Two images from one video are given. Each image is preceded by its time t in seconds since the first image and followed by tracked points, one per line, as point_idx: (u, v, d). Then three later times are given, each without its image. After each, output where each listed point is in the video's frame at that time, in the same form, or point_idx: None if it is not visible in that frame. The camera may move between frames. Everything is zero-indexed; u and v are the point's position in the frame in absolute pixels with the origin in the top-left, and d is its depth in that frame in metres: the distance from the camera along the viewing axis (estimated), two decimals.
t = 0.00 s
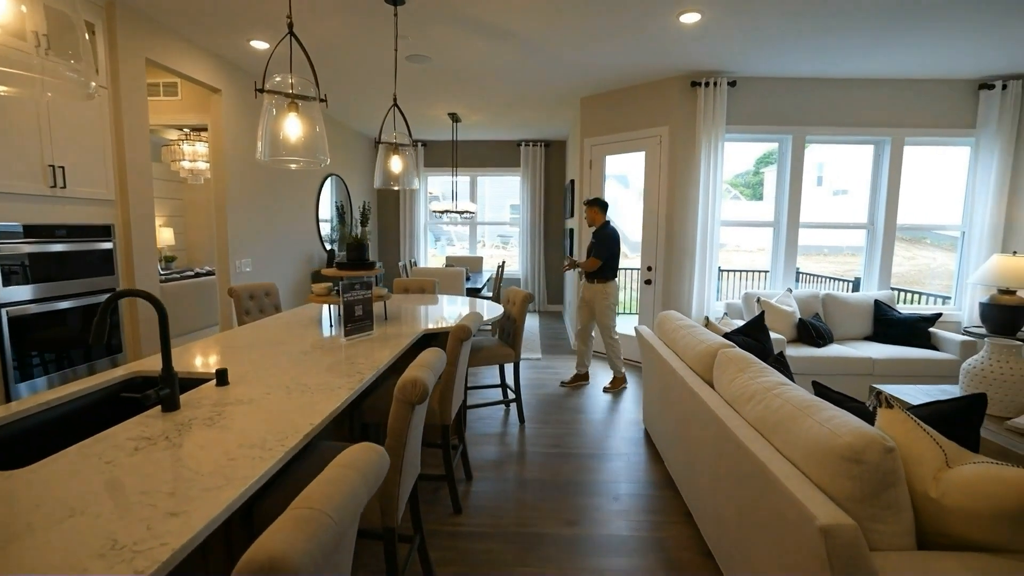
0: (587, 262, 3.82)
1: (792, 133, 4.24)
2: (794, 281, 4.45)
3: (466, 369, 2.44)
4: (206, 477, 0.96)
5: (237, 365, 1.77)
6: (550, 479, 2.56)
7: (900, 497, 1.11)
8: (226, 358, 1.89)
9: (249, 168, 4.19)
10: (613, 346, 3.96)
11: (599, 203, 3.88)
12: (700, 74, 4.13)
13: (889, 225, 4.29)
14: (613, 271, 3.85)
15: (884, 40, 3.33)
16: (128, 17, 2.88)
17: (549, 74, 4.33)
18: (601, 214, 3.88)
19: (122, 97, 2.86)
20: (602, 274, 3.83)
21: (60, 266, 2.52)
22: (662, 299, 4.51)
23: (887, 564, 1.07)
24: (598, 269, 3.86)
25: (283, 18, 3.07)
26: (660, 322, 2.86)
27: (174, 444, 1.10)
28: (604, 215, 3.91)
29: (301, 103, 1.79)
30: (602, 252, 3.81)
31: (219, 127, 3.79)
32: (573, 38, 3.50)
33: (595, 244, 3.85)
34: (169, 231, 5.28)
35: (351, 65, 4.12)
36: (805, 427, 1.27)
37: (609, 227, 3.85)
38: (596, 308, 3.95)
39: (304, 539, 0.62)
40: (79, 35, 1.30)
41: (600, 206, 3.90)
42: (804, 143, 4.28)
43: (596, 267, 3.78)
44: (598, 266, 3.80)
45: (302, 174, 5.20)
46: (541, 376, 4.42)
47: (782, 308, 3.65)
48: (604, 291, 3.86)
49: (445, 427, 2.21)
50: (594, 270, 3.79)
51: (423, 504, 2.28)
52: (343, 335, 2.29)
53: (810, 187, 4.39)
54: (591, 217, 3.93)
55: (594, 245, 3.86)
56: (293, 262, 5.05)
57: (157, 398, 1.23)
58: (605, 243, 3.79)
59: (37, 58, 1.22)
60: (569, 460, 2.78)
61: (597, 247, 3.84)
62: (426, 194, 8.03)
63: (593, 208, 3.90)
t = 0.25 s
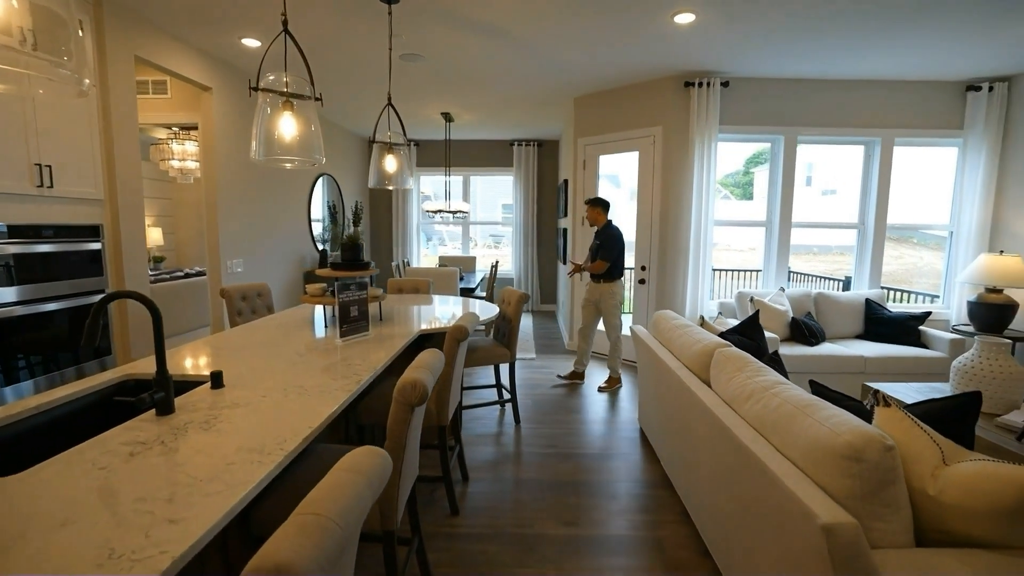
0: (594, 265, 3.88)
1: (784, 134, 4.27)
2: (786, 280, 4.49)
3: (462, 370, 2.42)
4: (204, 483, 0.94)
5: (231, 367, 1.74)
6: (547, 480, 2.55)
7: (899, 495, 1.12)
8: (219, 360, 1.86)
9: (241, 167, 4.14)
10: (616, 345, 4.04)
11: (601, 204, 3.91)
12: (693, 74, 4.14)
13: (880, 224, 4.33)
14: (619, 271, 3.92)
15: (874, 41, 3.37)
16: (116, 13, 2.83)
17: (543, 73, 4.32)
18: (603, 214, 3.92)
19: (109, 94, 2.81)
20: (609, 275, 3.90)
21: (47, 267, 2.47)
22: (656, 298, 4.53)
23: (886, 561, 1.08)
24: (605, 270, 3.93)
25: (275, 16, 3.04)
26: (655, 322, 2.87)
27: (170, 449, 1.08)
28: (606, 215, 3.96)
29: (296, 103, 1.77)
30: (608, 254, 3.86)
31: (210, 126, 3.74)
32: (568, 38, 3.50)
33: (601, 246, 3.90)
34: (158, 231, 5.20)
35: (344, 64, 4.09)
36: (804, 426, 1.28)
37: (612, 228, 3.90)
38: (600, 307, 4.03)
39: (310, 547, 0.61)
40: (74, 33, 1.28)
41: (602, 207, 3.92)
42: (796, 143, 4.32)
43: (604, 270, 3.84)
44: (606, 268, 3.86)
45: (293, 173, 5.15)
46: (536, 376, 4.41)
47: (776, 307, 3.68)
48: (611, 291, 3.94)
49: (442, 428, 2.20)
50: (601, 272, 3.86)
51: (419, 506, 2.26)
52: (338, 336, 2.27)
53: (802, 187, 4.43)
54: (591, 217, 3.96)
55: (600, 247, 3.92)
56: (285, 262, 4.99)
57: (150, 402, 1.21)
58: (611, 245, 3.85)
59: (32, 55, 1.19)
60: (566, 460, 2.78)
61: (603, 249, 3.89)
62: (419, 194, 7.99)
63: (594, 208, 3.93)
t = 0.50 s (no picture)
0: (598, 265, 3.88)
1: (777, 133, 4.29)
2: (779, 279, 4.51)
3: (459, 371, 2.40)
4: (198, 491, 0.91)
5: (225, 369, 1.71)
6: (545, 481, 2.54)
7: (901, 495, 1.12)
8: (212, 362, 1.83)
9: (232, 166, 4.09)
10: (615, 345, 4.05)
11: (605, 203, 3.98)
12: (688, 74, 4.15)
13: (872, 224, 4.36)
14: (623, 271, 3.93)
15: (867, 41, 3.39)
16: (103, 9, 2.77)
17: (538, 72, 4.31)
18: (606, 213, 3.98)
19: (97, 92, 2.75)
20: (613, 274, 3.91)
21: (33, 268, 2.41)
22: (651, 297, 4.53)
23: (890, 562, 1.08)
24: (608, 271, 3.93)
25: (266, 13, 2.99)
26: (652, 321, 2.87)
27: (162, 455, 1.05)
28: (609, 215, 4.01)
29: (290, 100, 1.74)
30: (613, 255, 3.87)
31: (200, 124, 3.69)
32: (564, 36, 3.48)
33: (605, 246, 3.92)
34: (147, 231, 5.11)
35: (337, 62, 4.05)
36: (806, 426, 1.28)
37: (615, 228, 3.94)
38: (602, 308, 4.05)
39: (312, 559, 0.59)
40: (64, 28, 1.25)
41: (604, 206, 3.99)
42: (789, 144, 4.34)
43: (609, 269, 3.85)
44: (611, 267, 3.87)
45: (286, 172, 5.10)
46: (531, 376, 4.40)
47: (770, 306, 3.70)
48: (614, 291, 3.94)
49: (439, 430, 2.17)
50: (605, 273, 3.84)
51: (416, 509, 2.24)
52: (333, 337, 2.24)
53: (795, 186, 4.45)
54: (595, 216, 4.02)
55: (603, 247, 3.93)
56: (277, 262, 4.93)
57: (142, 407, 1.18)
58: (615, 245, 3.87)
59: (16, 50, 1.15)
60: (563, 461, 2.77)
61: (607, 249, 3.91)
62: (412, 194, 7.94)
63: (597, 207, 3.99)
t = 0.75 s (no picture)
0: (599, 266, 3.89)
1: (772, 133, 4.30)
2: (774, 279, 4.52)
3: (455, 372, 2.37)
4: (190, 500, 0.88)
5: (217, 372, 1.67)
6: (542, 482, 2.52)
7: (906, 496, 1.11)
8: (204, 364, 1.79)
9: (223, 165, 4.03)
10: (612, 346, 4.04)
11: (608, 203, 3.97)
12: (683, 73, 4.15)
13: (865, 223, 4.39)
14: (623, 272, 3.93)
15: (861, 41, 3.40)
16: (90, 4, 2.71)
17: (532, 71, 4.28)
18: (609, 213, 3.97)
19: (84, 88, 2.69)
20: (614, 275, 3.91)
21: (18, 269, 2.34)
22: (646, 297, 4.53)
23: (895, 564, 1.07)
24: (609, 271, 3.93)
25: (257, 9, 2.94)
26: (649, 321, 2.86)
27: (153, 462, 1.01)
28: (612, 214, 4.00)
29: (284, 97, 1.71)
30: (615, 255, 3.87)
31: (190, 122, 3.63)
32: (559, 35, 3.46)
33: (607, 246, 3.94)
34: (135, 231, 5.02)
35: (330, 60, 4.00)
36: (809, 428, 1.27)
37: (618, 228, 3.94)
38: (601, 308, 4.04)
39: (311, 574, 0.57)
40: (47, 20, 1.21)
41: (607, 205, 3.98)
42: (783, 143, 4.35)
43: (610, 270, 3.85)
44: (612, 267, 3.87)
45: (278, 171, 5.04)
46: (527, 376, 4.37)
47: (765, 306, 3.71)
48: (613, 291, 3.94)
49: (436, 432, 2.15)
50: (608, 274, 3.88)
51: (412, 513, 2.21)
52: (328, 339, 2.20)
53: (789, 186, 4.47)
54: (598, 215, 4.02)
55: (605, 247, 3.95)
56: (269, 262, 4.87)
57: (131, 412, 1.14)
58: (617, 245, 3.87)
59: None
60: (560, 462, 2.75)
61: (609, 249, 3.90)
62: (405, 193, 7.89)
63: (600, 206, 3.98)
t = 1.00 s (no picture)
0: (599, 265, 3.85)
1: (768, 132, 4.30)
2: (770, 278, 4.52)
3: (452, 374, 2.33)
4: (180, 513, 0.84)
5: (207, 375, 1.62)
6: (541, 485, 2.49)
7: (916, 501, 1.09)
8: (194, 367, 1.74)
9: (214, 163, 3.96)
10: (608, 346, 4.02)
11: (609, 202, 3.95)
12: (679, 72, 4.14)
13: (860, 223, 4.40)
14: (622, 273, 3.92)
15: (858, 40, 3.40)
16: None
17: (528, 69, 4.25)
18: (609, 212, 3.95)
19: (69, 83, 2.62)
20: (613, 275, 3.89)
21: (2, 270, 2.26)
22: (642, 297, 4.51)
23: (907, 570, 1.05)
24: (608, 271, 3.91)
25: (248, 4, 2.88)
26: (648, 322, 2.84)
27: (141, 472, 0.97)
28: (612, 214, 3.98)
29: (276, 93, 1.66)
30: (615, 255, 3.85)
31: (179, 119, 3.55)
32: (556, 33, 3.43)
33: (607, 246, 3.91)
34: (124, 231, 4.92)
35: (323, 57, 3.94)
36: (817, 431, 1.25)
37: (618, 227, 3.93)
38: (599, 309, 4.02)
39: None
40: (28, 9, 1.15)
41: (607, 203, 3.96)
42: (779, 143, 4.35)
43: (610, 270, 3.82)
44: (613, 268, 3.85)
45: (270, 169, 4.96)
46: (523, 377, 4.34)
47: (762, 305, 3.71)
48: (611, 291, 3.92)
49: (433, 436, 2.11)
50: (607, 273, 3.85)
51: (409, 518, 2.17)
52: (322, 340, 2.15)
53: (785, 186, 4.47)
54: (598, 214, 3.99)
55: (606, 246, 3.92)
56: (261, 262, 4.80)
57: (118, 419, 1.09)
58: (617, 245, 3.85)
59: None
60: (558, 465, 2.72)
61: (609, 249, 3.88)
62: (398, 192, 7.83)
63: (600, 205, 3.96)
